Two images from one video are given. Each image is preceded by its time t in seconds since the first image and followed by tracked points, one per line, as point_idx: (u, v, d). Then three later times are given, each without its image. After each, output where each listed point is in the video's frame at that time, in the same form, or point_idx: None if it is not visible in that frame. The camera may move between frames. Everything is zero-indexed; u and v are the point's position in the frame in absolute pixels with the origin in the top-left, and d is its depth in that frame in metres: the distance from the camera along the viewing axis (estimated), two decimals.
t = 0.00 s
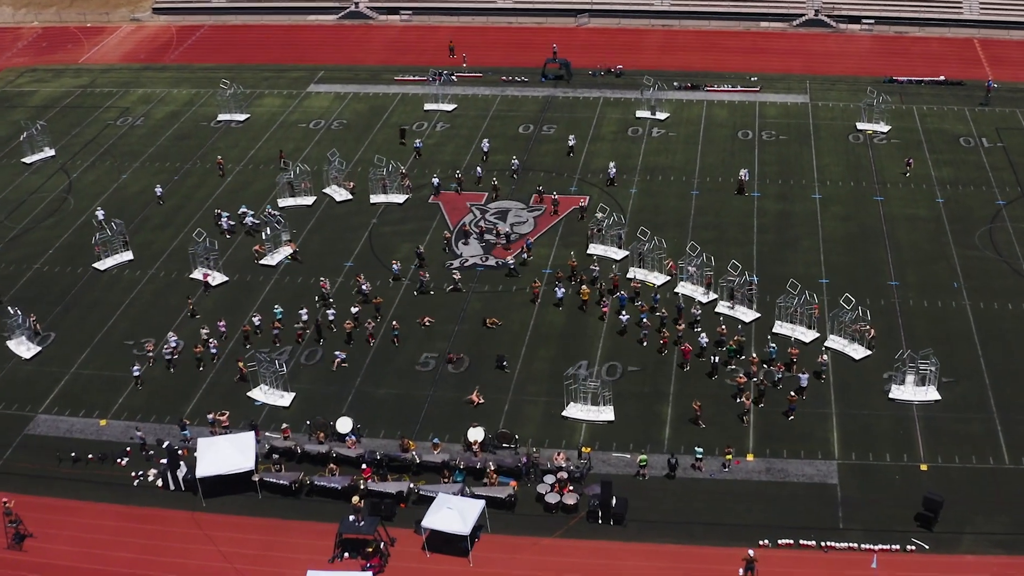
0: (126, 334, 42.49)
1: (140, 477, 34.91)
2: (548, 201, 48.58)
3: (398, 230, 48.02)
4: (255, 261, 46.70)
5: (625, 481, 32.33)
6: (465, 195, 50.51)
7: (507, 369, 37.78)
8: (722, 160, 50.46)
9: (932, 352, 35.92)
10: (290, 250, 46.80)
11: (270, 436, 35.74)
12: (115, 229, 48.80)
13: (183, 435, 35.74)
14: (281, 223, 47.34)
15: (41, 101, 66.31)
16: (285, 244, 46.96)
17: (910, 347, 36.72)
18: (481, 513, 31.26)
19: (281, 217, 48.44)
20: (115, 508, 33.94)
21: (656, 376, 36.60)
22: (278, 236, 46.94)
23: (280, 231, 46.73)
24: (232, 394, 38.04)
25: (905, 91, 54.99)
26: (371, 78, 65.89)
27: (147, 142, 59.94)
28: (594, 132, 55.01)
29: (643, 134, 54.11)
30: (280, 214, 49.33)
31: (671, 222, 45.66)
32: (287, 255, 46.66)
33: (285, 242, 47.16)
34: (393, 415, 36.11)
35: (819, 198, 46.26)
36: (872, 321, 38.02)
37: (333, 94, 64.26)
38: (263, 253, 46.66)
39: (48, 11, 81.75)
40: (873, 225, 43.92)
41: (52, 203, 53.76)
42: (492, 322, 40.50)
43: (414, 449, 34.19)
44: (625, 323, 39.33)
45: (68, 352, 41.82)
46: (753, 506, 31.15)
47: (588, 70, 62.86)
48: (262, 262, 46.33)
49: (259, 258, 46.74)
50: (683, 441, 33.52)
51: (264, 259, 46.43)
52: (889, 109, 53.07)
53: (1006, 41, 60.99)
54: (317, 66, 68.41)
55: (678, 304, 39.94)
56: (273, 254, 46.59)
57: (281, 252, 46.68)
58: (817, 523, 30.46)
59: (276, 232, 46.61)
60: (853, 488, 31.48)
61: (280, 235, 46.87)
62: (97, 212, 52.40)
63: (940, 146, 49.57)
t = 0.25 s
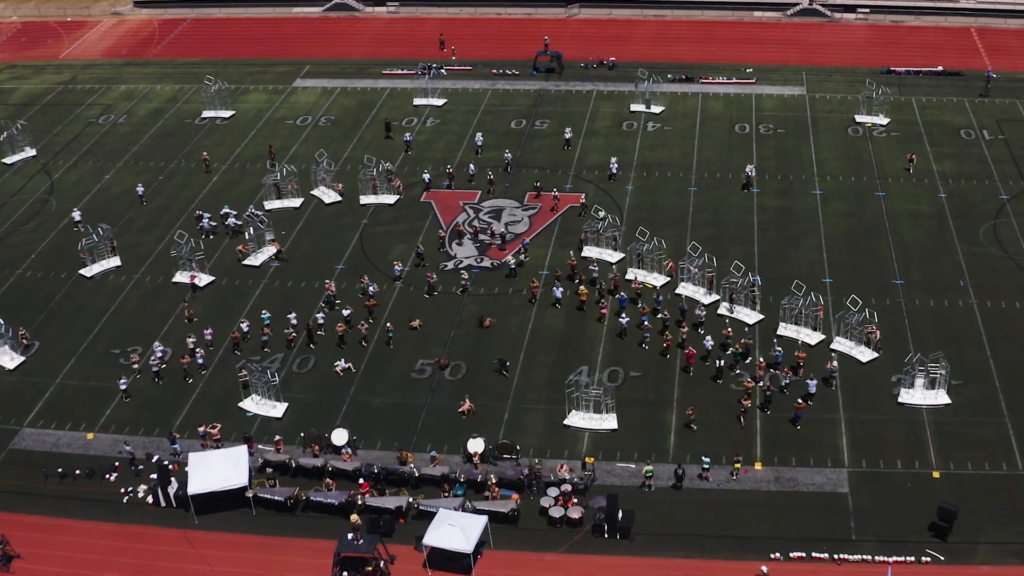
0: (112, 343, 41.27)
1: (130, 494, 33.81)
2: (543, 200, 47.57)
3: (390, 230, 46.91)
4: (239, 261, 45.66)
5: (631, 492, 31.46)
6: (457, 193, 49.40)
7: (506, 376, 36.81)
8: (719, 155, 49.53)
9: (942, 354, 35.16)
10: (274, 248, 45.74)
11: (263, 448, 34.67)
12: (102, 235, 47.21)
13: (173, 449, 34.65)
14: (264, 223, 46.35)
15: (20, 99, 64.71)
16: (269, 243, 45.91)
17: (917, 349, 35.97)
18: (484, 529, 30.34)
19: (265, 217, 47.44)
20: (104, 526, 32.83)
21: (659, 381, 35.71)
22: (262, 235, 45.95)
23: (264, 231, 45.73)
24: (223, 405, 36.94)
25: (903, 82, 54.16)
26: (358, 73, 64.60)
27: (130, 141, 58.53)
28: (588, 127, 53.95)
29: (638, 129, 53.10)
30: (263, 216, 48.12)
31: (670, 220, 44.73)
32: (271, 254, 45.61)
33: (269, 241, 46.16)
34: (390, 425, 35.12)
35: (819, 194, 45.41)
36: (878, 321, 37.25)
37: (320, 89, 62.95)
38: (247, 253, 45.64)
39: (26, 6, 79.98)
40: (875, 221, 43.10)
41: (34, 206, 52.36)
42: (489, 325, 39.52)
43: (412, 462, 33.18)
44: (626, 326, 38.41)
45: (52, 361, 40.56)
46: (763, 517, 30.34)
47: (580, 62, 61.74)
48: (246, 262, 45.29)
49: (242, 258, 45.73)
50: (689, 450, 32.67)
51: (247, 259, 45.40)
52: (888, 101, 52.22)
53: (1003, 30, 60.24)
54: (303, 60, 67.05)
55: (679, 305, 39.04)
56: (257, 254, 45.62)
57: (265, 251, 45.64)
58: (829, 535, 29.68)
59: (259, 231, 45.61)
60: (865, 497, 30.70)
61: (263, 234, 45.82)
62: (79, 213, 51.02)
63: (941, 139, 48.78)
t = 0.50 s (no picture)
0: (96, 354, 39.90)
1: (120, 514, 32.58)
2: (537, 199, 46.42)
3: (382, 232, 45.65)
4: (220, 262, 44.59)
5: (639, 507, 30.48)
6: (449, 191, 48.14)
7: (506, 385, 35.73)
8: (717, 150, 48.46)
9: (956, 358, 34.34)
10: (256, 250, 44.76)
11: (256, 465, 33.50)
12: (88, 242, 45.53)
13: (163, 467, 33.47)
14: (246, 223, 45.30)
15: None
16: (251, 244, 44.89)
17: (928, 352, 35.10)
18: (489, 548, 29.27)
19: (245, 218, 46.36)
20: (92, 550, 31.57)
21: (664, 388, 34.71)
22: (243, 236, 44.87)
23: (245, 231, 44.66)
24: (214, 419, 35.72)
25: (901, 73, 53.19)
26: (344, 66, 63.12)
27: (111, 140, 56.93)
28: (581, 121, 52.76)
29: (633, 122, 51.94)
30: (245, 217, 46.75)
31: (669, 219, 43.66)
32: (252, 255, 44.62)
33: (250, 242, 45.07)
34: (387, 438, 33.98)
35: (821, 190, 44.43)
36: (887, 323, 36.36)
37: (305, 84, 61.45)
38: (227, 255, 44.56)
39: None
40: (879, 218, 42.17)
41: (13, 209, 50.76)
42: (487, 331, 38.40)
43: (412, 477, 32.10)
44: (627, 330, 37.35)
45: (34, 374, 39.15)
46: (776, 532, 29.42)
47: (572, 53, 60.45)
48: (227, 262, 44.22)
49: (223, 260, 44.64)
50: (697, 462, 31.72)
51: (228, 260, 44.32)
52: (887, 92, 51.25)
53: (1001, 17, 59.32)
54: (287, 54, 65.48)
55: (681, 308, 38.03)
56: (238, 254, 44.54)
57: (247, 252, 44.60)
58: (844, 549, 28.82)
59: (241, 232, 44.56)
60: (880, 509, 29.83)
61: (245, 234, 44.77)
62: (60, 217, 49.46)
63: (942, 131, 47.86)
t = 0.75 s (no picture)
0: (83, 364, 38.72)
1: (110, 534, 31.42)
2: (533, 198, 45.42)
3: (375, 234, 44.57)
4: (204, 264, 43.66)
5: (648, 521, 29.62)
6: (443, 190, 47.04)
7: (507, 393, 34.80)
8: (716, 145, 47.54)
9: (969, 363, 33.61)
10: (240, 250, 43.72)
11: (251, 480, 32.48)
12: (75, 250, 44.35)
13: (155, 484, 32.47)
14: (229, 223, 44.31)
15: None
16: (235, 244, 43.87)
17: (939, 355, 34.38)
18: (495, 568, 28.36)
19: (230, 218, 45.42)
20: (83, 571, 30.48)
21: (670, 395, 33.84)
22: (227, 236, 43.86)
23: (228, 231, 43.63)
24: (206, 433, 34.67)
25: (901, 64, 52.36)
26: (332, 60, 61.84)
27: (94, 139, 55.54)
28: (576, 116, 51.73)
29: (629, 117, 50.95)
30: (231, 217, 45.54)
31: (669, 217, 42.75)
32: (236, 256, 43.60)
33: (235, 242, 44.04)
34: (386, 450, 33.00)
35: (824, 186, 43.57)
36: (895, 325, 35.62)
37: (292, 79, 60.19)
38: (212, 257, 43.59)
39: None
40: (883, 214, 41.37)
41: None
42: (486, 337, 37.45)
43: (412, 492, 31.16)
44: (630, 334, 36.45)
45: (19, 386, 37.95)
46: (789, 546, 28.63)
47: (564, 46, 59.36)
48: (210, 264, 43.23)
49: (207, 261, 43.69)
50: (705, 473, 30.90)
51: (212, 261, 43.33)
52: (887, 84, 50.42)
53: (998, 5, 58.53)
54: (273, 48, 64.13)
55: (685, 311, 37.17)
56: (222, 255, 43.54)
57: (231, 252, 43.59)
58: (860, 562, 28.06)
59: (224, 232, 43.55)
60: (895, 521, 29.10)
61: (229, 235, 43.77)
62: (43, 221, 48.13)
63: (944, 124, 47.08)
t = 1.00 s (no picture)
0: (68, 377, 37.43)
1: (101, 559, 30.28)
2: (529, 197, 44.34)
3: (367, 235, 43.39)
4: (185, 266, 42.60)
5: (660, 537, 28.69)
6: (436, 189, 45.86)
7: (509, 403, 33.76)
8: (715, 138, 46.51)
9: (985, 367, 32.84)
10: (222, 251, 42.69)
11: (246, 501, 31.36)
12: (61, 259, 42.75)
13: (147, 505, 31.33)
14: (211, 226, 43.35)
15: None
16: (217, 246, 42.84)
17: (951, 357, 33.57)
18: None
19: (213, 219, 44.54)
20: None
21: (678, 403, 32.90)
22: (208, 239, 42.86)
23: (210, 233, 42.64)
24: (199, 449, 33.52)
25: (900, 53, 51.43)
26: (319, 53, 60.42)
27: (75, 139, 53.99)
28: (570, 110, 50.55)
29: (625, 110, 49.85)
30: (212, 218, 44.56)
31: (670, 214, 41.72)
32: (219, 257, 42.58)
33: (216, 244, 43.05)
34: (387, 465, 31.95)
35: (826, 181, 42.63)
36: (906, 326, 34.78)
37: (278, 73, 58.75)
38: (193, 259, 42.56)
39: None
40: (889, 210, 40.48)
41: None
42: (485, 343, 36.36)
43: (415, 510, 30.13)
44: (635, 339, 35.43)
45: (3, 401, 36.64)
46: (807, 561, 27.77)
47: (556, 36, 58.12)
48: (192, 267, 42.24)
49: (188, 264, 42.61)
50: (717, 485, 30.00)
51: (194, 264, 42.32)
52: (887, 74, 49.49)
53: None
54: (257, 42, 62.62)
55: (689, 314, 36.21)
56: (204, 258, 42.51)
57: (213, 254, 42.57)
58: None
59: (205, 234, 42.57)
60: (914, 533, 28.27)
61: (210, 236, 42.80)
62: (23, 225, 46.68)
63: (947, 114, 46.21)
